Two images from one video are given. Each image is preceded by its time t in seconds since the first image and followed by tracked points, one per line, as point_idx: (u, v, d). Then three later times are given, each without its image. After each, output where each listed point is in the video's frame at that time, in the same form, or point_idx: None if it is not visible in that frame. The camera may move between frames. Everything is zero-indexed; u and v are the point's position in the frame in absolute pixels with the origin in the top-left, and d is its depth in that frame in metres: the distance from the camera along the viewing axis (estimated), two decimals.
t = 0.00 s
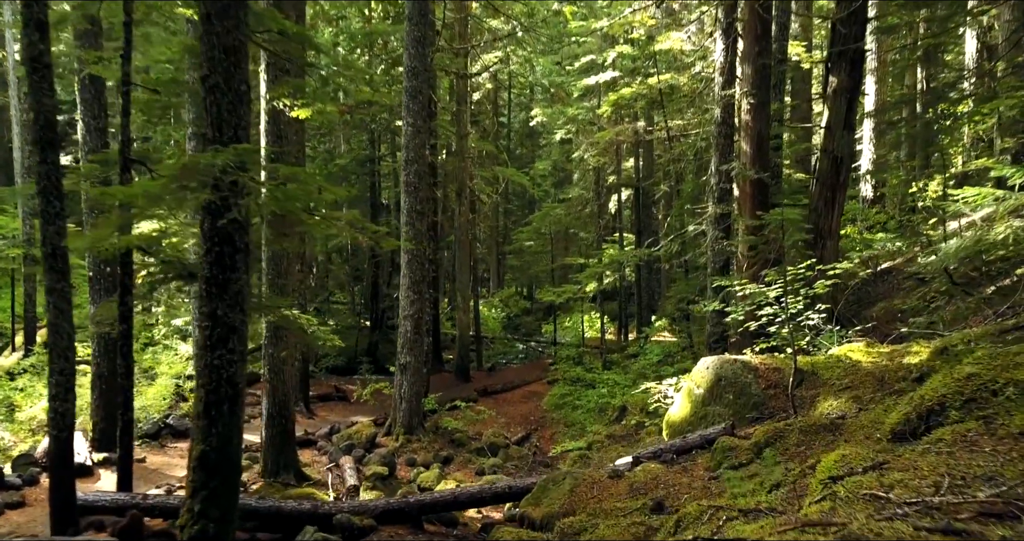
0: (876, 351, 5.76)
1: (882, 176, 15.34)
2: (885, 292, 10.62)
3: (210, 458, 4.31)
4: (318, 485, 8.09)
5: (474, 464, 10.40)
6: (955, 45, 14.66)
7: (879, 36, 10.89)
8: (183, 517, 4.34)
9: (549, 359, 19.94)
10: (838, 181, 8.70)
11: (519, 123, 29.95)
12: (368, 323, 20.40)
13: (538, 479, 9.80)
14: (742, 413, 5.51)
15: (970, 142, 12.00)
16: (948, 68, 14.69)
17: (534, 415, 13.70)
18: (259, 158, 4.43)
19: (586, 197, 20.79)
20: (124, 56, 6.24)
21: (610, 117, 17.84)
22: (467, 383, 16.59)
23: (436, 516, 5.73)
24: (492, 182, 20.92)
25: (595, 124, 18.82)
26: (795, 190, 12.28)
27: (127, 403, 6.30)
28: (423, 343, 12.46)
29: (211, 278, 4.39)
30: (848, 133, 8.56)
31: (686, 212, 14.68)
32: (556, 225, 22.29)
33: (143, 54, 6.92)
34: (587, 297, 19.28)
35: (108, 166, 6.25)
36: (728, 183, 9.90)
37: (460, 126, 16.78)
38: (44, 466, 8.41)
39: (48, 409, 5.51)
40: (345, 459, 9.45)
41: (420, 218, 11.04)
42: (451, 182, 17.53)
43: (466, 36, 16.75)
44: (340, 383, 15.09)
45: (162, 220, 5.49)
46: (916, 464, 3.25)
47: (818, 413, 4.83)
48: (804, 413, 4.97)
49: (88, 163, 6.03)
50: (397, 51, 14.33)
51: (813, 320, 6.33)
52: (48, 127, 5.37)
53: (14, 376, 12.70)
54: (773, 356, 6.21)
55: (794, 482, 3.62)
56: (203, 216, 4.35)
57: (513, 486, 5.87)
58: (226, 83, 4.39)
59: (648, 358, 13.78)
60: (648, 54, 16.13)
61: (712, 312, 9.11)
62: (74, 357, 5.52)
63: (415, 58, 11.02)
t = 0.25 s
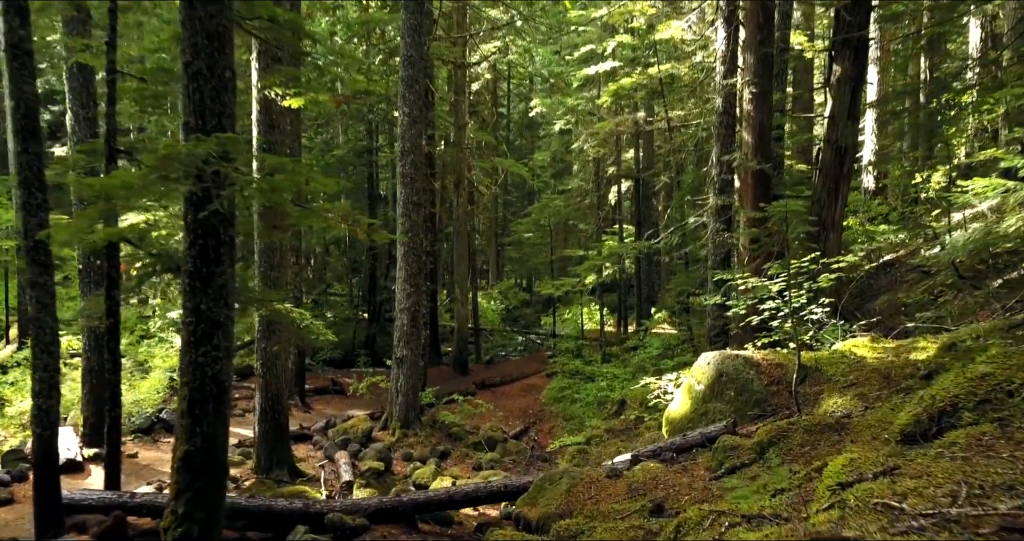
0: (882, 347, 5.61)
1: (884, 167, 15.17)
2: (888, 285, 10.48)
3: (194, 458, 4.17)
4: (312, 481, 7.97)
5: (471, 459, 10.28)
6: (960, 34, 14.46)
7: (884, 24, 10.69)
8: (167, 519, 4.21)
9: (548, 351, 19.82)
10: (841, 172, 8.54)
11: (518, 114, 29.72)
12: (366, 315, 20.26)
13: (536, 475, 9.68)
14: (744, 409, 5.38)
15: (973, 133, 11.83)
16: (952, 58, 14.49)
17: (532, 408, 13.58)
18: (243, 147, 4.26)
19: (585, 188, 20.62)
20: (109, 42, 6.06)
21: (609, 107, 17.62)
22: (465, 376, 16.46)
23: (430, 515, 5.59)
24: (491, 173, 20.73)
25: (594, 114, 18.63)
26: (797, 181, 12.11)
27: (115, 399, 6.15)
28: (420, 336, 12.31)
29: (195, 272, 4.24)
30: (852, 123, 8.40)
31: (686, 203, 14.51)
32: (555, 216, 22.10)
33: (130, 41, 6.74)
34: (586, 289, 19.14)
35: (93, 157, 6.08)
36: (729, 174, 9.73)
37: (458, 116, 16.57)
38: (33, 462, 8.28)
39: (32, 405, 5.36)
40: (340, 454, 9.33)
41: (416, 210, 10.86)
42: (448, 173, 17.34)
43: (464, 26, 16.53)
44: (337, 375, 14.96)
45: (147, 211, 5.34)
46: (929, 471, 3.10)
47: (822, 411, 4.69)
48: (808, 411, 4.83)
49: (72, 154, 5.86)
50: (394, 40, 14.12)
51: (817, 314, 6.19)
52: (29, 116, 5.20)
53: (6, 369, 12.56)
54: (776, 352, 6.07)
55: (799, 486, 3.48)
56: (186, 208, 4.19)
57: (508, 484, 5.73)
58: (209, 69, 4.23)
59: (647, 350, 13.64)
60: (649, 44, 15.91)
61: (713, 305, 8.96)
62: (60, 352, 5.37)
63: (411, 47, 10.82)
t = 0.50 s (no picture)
0: (888, 342, 5.47)
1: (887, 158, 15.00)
2: (891, 277, 10.33)
3: (178, 460, 4.04)
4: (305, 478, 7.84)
5: (469, 454, 10.17)
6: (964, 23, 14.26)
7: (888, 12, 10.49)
8: (150, 523, 4.08)
9: (547, 344, 19.70)
10: (845, 163, 8.37)
11: (517, 104, 29.49)
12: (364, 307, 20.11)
13: (534, 470, 9.57)
14: (746, 407, 5.24)
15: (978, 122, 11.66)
16: (956, 47, 14.30)
17: (531, 402, 13.47)
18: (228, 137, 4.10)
19: (585, 180, 20.44)
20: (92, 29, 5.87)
21: (609, 98, 17.42)
22: (463, 369, 16.34)
23: (424, 515, 5.46)
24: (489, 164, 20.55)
25: (594, 104, 18.43)
26: (798, 172, 11.95)
27: (102, 396, 6.01)
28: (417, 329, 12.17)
29: (178, 267, 4.08)
30: (856, 113, 8.22)
31: (687, 195, 14.34)
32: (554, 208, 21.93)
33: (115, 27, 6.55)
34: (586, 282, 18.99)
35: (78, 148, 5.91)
36: (731, 165, 9.56)
37: (456, 107, 16.37)
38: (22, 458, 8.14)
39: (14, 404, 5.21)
40: (335, 449, 9.20)
41: (412, 202, 10.67)
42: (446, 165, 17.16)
43: (462, 15, 16.30)
44: (334, 369, 14.84)
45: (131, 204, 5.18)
46: (945, 478, 2.96)
47: (827, 410, 4.55)
48: (812, 409, 4.69)
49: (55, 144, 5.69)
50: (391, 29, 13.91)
51: (820, 308, 6.04)
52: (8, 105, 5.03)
53: None
54: (778, 347, 5.93)
55: (805, 491, 3.34)
56: (168, 200, 4.03)
57: (504, 484, 5.60)
58: (191, 56, 4.06)
59: (647, 343, 13.51)
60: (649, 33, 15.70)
61: (714, 299, 8.81)
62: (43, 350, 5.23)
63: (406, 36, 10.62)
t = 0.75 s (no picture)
0: (893, 338, 5.33)
1: (889, 149, 14.83)
2: (894, 270, 10.19)
3: (160, 461, 3.91)
4: (299, 474, 7.72)
5: (466, 448, 10.06)
6: (969, 12, 14.05)
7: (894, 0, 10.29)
8: (132, 527, 3.94)
9: (546, 336, 19.58)
10: (849, 153, 8.20)
11: (516, 95, 29.26)
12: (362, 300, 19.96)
13: (532, 465, 9.47)
14: (748, 404, 5.11)
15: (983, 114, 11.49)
16: (961, 36, 14.09)
17: (529, 395, 13.36)
18: (211, 126, 3.93)
19: (584, 171, 20.27)
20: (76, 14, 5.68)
21: (609, 88, 17.22)
22: (461, 362, 16.22)
23: (418, 516, 5.32)
24: (488, 155, 20.36)
25: (593, 95, 18.24)
26: (801, 163, 11.77)
27: (88, 392, 5.86)
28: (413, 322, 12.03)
29: (160, 262, 3.93)
30: (861, 103, 8.07)
31: (687, 186, 14.16)
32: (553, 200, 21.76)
33: (101, 14, 6.37)
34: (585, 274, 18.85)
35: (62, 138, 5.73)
36: (732, 156, 9.38)
37: (454, 98, 16.18)
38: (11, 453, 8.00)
39: None
40: (330, 445, 9.08)
41: (407, 193, 10.41)
42: (444, 156, 16.97)
43: (460, 4, 16.08)
44: (330, 362, 14.71)
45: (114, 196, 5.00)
46: (962, 487, 2.81)
47: (832, 409, 4.42)
48: (817, 408, 4.56)
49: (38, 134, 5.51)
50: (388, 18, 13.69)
51: (823, 303, 5.91)
52: None
53: None
54: (781, 343, 5.78)
55: (812, 497, 3.20)
56: (149, 192, 3.87)
57: (499, 483, 5.42)
58: (173, 41, 3.89)
59: (646, 336, 13.39)
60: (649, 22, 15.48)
61: (715, 292, 8.66)
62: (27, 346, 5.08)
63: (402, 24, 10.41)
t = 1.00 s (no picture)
0: (900, 334, 5.19)
1: (891, 140, 14.66)
2: (897, 263, 10.05)
3: (142, 463, 3.76)
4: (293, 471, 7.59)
5: (464, 443, 9.94)
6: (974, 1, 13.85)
7: None
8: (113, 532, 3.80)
9: (545, 329, 19.46)
10: (854, 144, 8.04)
11: (515, 86, 29.03)
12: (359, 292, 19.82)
13: (530, 460, 9.34)
14: (750, 402, 4.97)
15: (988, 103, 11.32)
16: (965, 25, 13.90)
17: (528, 389, 13.25)
18: (193, 116, 3.77)
19: (584, 163, 20.10)
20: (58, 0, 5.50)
21: (609, 78, 17.02)
22: (459, 355, 16.09)
23: (411, 516, 5.19)
24: (486, 146, 20.17)
25: (593, 85, 18.04)
26: (803, 154, 11.60)
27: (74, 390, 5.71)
28: (410, 315, 11.88)
29: (140, 256, 3.77)
30: (865, 92, 7.92)
31: (688, 178, 14.00)
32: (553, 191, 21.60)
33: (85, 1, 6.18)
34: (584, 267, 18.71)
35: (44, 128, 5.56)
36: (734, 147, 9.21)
37: (452, 88, 15.99)
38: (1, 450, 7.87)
39: None
40: (325, 440, 8.94)
41: (403, 185, 10.24)
42: (442, 147, 16.79)
43: None
44: (327, 355, 14.58)
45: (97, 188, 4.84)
46: (981, 499, 2.66)
47: (838, 408, 4.28)
48: (822, 407, 4.42)
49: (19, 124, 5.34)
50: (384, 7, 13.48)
51: (827, 298, 5.77)
52: None
53: None
54: (783, 338, 5.64)
55: (820, 504, 3.06)
56: (128, 184, 3.72)
57: (495, 483, 5.26)
58: (152, 26, 3.72)
59: (646, 330, 13.25)
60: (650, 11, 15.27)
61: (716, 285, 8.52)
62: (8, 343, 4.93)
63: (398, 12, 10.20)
